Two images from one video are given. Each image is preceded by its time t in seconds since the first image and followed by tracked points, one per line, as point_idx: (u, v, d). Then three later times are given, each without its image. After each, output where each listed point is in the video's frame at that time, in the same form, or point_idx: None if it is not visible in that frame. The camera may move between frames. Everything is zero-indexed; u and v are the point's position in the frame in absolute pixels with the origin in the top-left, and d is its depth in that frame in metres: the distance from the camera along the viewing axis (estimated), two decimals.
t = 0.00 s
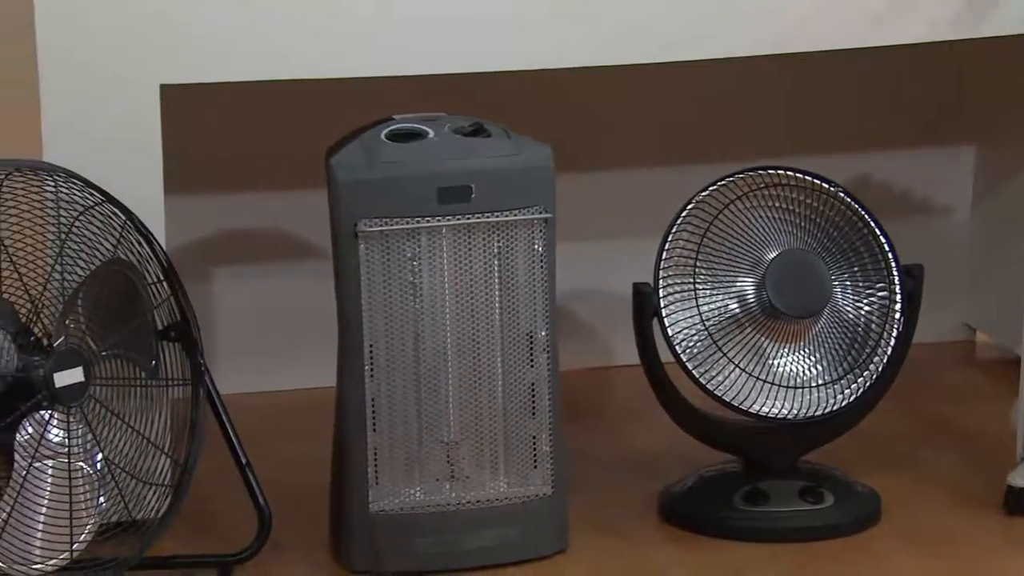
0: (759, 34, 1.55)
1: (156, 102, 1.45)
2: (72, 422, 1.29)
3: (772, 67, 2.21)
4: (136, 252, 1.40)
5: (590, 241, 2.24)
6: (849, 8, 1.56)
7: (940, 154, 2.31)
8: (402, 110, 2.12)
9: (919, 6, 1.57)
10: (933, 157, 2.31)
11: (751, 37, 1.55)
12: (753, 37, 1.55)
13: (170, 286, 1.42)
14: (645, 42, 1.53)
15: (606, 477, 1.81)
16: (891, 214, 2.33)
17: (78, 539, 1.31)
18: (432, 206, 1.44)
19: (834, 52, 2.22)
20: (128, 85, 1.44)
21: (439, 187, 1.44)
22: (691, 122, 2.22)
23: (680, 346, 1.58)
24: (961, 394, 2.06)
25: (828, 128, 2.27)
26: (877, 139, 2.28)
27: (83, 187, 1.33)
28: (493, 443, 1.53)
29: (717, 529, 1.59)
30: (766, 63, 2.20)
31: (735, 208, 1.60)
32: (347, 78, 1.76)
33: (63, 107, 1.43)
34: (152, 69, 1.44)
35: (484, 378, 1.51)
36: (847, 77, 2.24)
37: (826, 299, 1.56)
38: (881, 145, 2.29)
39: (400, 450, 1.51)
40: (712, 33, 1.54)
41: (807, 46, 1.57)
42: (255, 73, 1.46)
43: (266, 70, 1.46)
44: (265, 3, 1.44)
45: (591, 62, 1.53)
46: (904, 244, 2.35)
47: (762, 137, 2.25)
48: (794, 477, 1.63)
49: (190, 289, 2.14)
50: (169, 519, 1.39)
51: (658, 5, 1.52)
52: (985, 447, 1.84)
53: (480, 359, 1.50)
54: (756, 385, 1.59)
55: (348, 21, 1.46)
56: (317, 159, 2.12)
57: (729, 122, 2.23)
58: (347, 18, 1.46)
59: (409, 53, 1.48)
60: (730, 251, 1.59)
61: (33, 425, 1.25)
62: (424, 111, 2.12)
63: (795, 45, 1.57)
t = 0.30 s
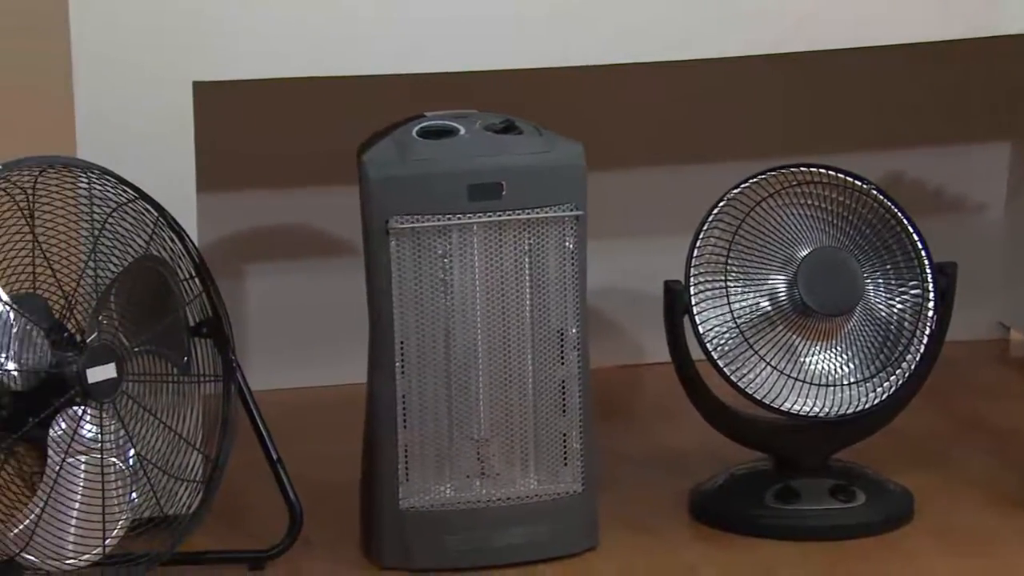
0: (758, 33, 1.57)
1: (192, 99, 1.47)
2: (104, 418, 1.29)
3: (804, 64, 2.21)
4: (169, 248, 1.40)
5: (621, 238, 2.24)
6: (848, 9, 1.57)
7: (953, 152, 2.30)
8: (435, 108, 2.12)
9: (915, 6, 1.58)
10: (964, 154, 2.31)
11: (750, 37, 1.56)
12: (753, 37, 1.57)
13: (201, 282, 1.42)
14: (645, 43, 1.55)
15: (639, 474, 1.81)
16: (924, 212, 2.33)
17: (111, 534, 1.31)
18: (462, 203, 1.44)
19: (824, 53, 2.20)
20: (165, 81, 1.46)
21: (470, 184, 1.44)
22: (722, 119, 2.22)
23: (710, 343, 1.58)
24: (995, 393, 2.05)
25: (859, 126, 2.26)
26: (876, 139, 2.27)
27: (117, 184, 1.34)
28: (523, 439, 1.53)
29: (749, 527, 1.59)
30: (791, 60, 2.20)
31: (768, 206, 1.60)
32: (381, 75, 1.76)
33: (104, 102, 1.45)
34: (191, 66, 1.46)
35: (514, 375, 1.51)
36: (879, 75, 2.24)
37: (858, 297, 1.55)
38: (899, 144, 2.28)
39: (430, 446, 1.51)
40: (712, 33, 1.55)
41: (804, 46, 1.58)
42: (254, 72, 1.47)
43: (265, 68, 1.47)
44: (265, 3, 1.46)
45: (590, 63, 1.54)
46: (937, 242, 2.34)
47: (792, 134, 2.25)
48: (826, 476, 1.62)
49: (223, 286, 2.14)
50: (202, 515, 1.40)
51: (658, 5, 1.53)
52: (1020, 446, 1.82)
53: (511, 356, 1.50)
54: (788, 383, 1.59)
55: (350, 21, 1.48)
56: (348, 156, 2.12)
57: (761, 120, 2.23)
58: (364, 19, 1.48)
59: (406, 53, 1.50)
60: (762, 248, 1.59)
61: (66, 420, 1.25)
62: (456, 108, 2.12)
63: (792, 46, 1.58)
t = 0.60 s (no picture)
0: (759, 34, 1.58)
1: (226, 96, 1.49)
2: (137, 413, 1.29)
3: (832, 61, 2.21)
4: (201, 244, 1.41)
5: (651, 235, 2.24)
6: (845, 8, 1.59)
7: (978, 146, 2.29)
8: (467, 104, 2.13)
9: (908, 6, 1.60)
10: (996, 151, 2.30)
11: (751, 38, 1.58)
12: (753, 37, 1.58)
13: (233, 279, 1.43)
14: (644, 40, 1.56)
15: (669, 471, 1.81)
16: (956, 209, 2.32)
17: (142, 530, 1.31)
18: (492, 200, 1.44)
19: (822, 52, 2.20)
20: (200, 82, 1.48)
21: (500, 180, 1.44)
22: (753, 114, 2.22)
23: (741, 340, 1.58)
24: None
25: (890, 122, 2.26)
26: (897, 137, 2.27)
27: (149, 180, 1.34)
28: (553, 436, 1.52)
29: (779, 525, 1.59)
30: (820, 57, 2.21)
31: (800, 203, 1.59)
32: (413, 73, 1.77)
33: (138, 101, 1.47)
34: (225, 65, 1.48)
35: (544, 371, 1.50)
36: (909, 72, 2.24)
37: (892, 294, 1.54)
38: (936, 138, 2.28)
39: (460, 443, 1.51)
40: (712, 32, 1.57)
41: (801, 46, 1.60)
42: (269, 70, 1.49)
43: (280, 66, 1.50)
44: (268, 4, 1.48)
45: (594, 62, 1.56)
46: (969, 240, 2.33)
47: (822, 131, 2.25)
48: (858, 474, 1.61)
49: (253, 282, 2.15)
50: (232, 511, 1.40)
51: (658, 5, 1.55)
52: None
53: (542, 353, 1.50)
54: (819, 380, 1.58)
55: (356, 23, 1.50)
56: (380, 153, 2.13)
57: (791, 116, 2.23)
58: (372, 21, 1.50)
59: (413, 55, 1.52)
60: (793, 245, 1.58)
61: (99, 416, 1.25)
62: (488, 104, 2.13)
63: (790, 45, 1.59)
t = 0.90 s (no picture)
0: (761, 33, 1.58)
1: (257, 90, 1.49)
2: (169, 410, 1.29)
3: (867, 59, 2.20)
4: (232, 241, 1.41)
5: (682, 232, 2.24)
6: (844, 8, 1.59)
7: (1003, 146, 2.30)
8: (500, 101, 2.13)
9: (913, 5, 1.60)
10: None
11: (753, 36, 1.58)
12: (755, 36, 1.58)
13: (264, 275, 1.43)
14: (653, 37, 1.56)
15: (701, 469, 1.80)
16: (989, 207, 2.31)
17: (174, 526, 1.31)
18: (523, 197, 1.44)
19: (852, 49, 2.19)
20: (229, 80, 1.48)
21: (531, 178, 1.44)
22: (785, 112, 2.21)
23: (772, 338, 1.57)
24: None
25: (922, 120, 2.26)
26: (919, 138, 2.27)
27: (181, 176, 1.35)
28: (583, 433, 1.52)
29: (811, 522, 1.58)
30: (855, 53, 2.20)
31: (832, 200, 1.58)
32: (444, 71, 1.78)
33: (168, 97, 1.47)
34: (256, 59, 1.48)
35: (574, 369, 1.50)
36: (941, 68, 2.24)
37: (925, 292, 1.54)
38: (962, 137, 2.28)
39: (490, 440, 1.51)
40: (713, 30, 1.57)
41: (805, 45, 1.60)
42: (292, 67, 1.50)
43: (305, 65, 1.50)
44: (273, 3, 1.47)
45: (606, 60, 1.56)
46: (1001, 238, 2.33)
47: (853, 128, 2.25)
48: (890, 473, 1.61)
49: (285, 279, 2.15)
50: (263, 506, 1.40)
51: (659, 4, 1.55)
52: None
53: (572, 350, 1.50)
54: (850, 378, 1.58)
55: (363, 20, 1.49)
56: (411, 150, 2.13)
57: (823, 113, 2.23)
58: (380, 18, 1.50)
59: (421, 51, 1.51)
60: (825, 243, 1.58)
61: (131, 412, 1.25)
62: (519, 101, 2.13)
63: (789, 43, 1.59)
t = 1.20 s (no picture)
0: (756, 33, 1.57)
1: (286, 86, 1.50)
2: (200, 405, 1.30)
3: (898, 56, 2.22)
4: (264, 238, 1.42)
5: (713, 228, 2.24)
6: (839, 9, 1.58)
7: None
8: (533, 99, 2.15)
9: (913, 5, 1.60)
10: None
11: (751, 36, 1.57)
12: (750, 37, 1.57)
13: (296, 271, 1.44)
14: (660, 36, 1.55)
15: (732, 466, 1.80)
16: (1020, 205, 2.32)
17: (205, 521, 1.32)
18: (554, 194, 1.44)
19: (886, 47, 2.20)
20: (257, 78, 1.49)
21: (562, 174, 1.44)
22: (817, 109, 2.22)
23: (804, 335, 1.57)
24: None
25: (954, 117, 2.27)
26: (949, 135, 2.27)
27: (213, 174, 1.35)
28: (614, 430, 1.52)
29: (844, 520, 1.57)
30: (887, 50, 2.21)
31: (864, 197, 1.58)
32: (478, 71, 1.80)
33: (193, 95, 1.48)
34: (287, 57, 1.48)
35: (605, 366, 1.50)
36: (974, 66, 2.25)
37: (959, 289, 1.53)
38: (991, 134, 2.29)
39: (521, 437, 1.51)
40: (713, 27, 1.56)
41: (798, 45, 1.59)
42: (318, 65, 1.50)
43: (329, 62, 1.50)
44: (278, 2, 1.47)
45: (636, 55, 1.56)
46: None
47: (886, 126, 2.25)
48: (923, 471, 1.60)
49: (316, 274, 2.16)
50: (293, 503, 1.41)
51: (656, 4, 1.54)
52: None
53: (603, 348, 1.50)
54: (883, 377, 1.57)
55: (379, 18, 1.50)
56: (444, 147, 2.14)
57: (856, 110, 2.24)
58: (390, 16, 1.50)
59: (436, 49, 1.51)
60: (857, 240, 1.57)
61: (162, 408, 1.26)
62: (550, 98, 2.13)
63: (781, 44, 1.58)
